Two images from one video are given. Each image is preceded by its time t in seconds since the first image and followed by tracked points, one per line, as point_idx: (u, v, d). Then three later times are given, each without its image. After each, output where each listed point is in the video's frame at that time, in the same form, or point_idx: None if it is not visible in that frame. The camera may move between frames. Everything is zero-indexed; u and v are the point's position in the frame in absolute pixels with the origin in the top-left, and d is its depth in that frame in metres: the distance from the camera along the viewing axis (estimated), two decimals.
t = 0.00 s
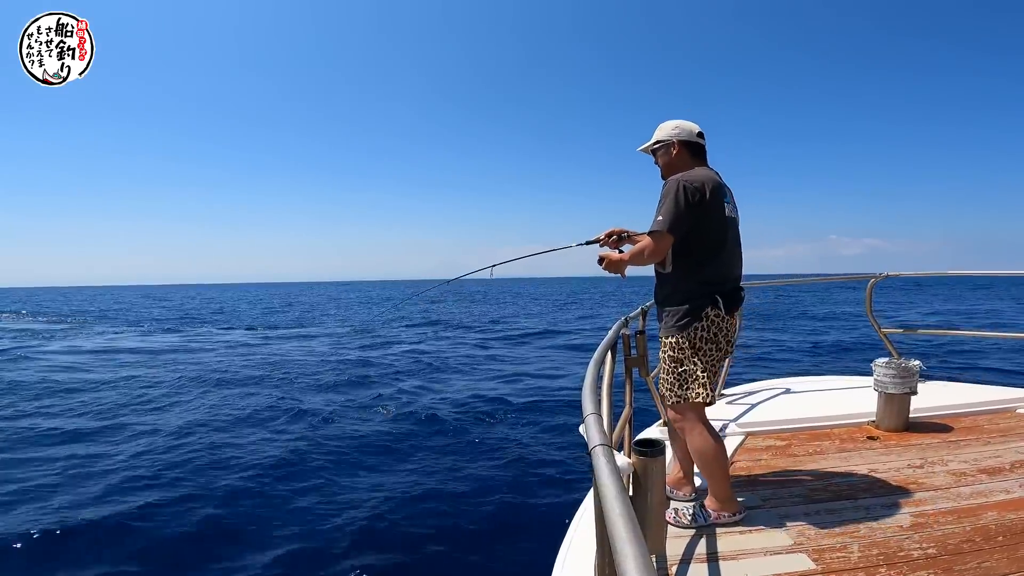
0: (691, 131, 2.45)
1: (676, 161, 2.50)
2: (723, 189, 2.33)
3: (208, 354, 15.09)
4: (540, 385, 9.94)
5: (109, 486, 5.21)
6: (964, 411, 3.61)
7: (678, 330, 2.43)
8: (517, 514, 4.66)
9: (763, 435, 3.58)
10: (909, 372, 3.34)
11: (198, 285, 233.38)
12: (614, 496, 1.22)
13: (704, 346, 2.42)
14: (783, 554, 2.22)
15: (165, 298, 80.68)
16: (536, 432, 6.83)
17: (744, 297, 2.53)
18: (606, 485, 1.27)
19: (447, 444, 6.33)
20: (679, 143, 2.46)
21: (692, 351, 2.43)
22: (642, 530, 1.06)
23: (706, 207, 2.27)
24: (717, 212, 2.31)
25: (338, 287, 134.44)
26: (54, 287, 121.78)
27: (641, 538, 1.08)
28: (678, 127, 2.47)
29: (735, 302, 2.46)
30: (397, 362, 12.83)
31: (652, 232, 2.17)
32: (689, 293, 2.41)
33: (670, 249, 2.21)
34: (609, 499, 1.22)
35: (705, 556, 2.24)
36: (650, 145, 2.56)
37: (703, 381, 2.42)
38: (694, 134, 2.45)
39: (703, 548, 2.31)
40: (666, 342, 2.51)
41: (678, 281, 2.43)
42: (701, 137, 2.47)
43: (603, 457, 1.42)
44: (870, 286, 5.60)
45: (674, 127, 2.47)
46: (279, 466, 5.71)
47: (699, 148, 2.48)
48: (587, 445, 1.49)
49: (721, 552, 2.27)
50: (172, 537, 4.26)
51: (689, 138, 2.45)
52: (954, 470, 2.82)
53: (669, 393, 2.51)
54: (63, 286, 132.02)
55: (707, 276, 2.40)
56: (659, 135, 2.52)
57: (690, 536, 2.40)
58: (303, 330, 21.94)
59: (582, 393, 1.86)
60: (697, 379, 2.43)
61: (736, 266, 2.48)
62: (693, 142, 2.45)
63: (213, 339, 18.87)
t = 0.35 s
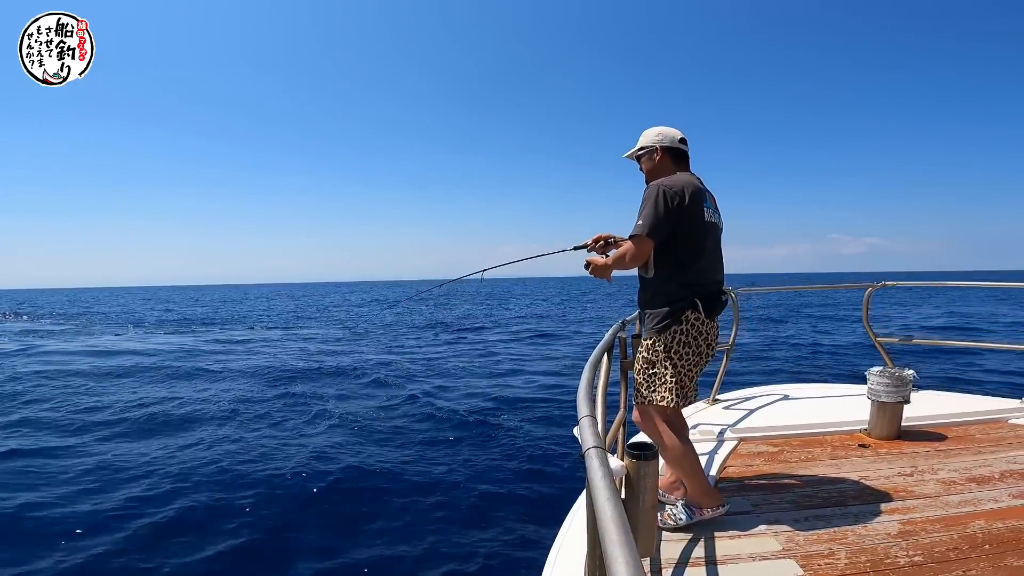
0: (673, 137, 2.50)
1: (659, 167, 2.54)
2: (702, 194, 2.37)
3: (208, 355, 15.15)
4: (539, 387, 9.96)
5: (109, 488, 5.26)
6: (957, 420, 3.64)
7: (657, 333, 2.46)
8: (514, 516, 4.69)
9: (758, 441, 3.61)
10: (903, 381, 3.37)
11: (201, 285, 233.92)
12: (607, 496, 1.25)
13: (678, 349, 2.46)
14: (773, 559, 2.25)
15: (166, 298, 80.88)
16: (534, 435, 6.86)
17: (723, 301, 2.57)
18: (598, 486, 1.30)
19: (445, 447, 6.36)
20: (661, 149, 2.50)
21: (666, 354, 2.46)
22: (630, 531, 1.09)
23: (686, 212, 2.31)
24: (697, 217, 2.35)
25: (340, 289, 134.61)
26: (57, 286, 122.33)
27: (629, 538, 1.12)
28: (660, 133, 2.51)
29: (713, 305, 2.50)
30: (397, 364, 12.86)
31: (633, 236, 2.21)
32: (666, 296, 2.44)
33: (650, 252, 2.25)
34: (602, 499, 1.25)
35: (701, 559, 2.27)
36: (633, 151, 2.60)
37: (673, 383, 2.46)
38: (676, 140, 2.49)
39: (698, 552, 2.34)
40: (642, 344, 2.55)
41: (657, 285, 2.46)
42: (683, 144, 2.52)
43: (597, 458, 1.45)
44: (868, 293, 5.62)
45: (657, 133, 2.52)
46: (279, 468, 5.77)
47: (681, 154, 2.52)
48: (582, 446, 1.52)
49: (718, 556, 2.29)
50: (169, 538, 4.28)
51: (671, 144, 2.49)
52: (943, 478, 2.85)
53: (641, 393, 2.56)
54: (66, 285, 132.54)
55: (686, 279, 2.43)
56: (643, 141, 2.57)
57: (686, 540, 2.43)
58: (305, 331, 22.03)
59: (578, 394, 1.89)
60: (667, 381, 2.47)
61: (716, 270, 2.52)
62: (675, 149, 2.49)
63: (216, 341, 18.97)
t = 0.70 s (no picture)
0: (650, 139, 2.53)
1: (637, 169, 2.58)
2: (680, 196, 2.41)
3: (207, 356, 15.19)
4: (537, 388, 10.00)
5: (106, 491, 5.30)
6: (947, 427, 3.68)
7: (637, 336, 2.52)
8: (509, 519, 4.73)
9: (749, 444, 3.64)
10: (894, 388, 3.40)
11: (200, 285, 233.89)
12: (597, 494, 1.28)
13: (659, 353, 2.51)
14: (762, 562, 2.28)
15: (166, 297, 80.90)
16: (530, 437, 6.90)
17: (703, 302, 2.60)
18: (588, 484, 1.33)
19: (442, 449, 6.39)
20: (639, 151, 2.54)
21: (647, 359, 2.52)
22: (618, 532, 1.14)
23: (662, 215, 2.35)
24: (673, 219, 2.38)
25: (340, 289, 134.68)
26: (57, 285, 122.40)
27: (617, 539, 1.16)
28: (637, 134, 2.55)
29: (693, 307, 2.53)
30: (396, 364, 12.90)
31: (609, 241, 2.27)
32: (646, 301, 2.49)
33: (627, 256, 2.30)
34: (592, 497, 1.28)
35: (695, 562, 2.30)
36: (612, 154, 2.64)
37: (654, 388, 2.52)
38: (654, 142, 2.53)
39: (693, 554, 2.36)
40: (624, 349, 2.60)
41: (637, 289, 2.51)
42: (661, 145, 2.55)
43: (588, 457, 1.49)
44: (863, 298, 5.65)
45: (635, 135, 2.55)
46: (276, 470, 5.81)
47: (659, 155, 2.56)
48: (574, 446, 1.55)
49: (712, 558, 2.33)
50: (166, 542, 4.31)
51: (649, 146, 2.53)
52: (930, 485, 2.89)
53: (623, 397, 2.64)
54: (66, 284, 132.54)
55: (665, 282, 2.47)
56: (621, 143, 2.60)
57: (680, 542, 2.46)
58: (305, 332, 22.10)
59: (571, 394, 1.93)
60: (648, 385, 2.54)
61: (695, 272, 2.56)
62: (652, 150, 2.53)
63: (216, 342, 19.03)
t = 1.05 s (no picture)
0: (621, 134, 2.55)
1: (608, 165, 2.62)
2: (650, 194, 2.44)
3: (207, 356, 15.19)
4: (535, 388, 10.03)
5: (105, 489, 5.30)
6: (940, 427, 3.71)
7: (613, 335, 2.55)
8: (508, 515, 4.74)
9: (744, 443, 3.67)
10: (887, 388, 3.42)
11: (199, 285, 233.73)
12: (592, 491, 1.30)
13: (634, 351, 2.54)
14: (755, 561, 2.31)
15: (166, 298, 80.78)
16: (528, 437, 6.92)
17: (679, 299, 2.62)
18: (582, 482, 1.35)
19: (440, 449, 6.41)
20: (609, 147, 2.57)
21: (623, 358, 2.56)
22: (612, 530, 1.16)
23: (632, 213, 2.38)
24: (643, 219, 2.41)
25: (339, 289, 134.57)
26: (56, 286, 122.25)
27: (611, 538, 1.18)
28: (609, 129, 2.56)
29: (669, 305, 2.55)
30: (395, 364, 12.94)
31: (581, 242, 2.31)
32: (620, 300, 2.52)
33: (599, 257, 2.34)
34: (585, 494, 1.30)
35: (692, 560, 2.32)
36: (582, 149, 2.65)
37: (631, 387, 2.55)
38: (625, 137, 2.55)
39: (689, 552, 2.39)
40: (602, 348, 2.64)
41: (611, 288, 2.54)
42: (632, 140, 2.58)
43: (583, 455, 1.51)
44: (858, 298, 5.68)
45: (605, 130, 2.57)
46: (275, 470, 5.82)
47: (630, 150, 2.58)
48: (569, 443, 1.58)
49: (708, 556, 2.35)
50: (164, 540, 4.31)
51: (620, 141, 2.55)
52: (921, 484, 2.92)
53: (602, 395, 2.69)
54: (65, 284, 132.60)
55: (639, 280, 2.49)
56: (592, 138, 2.62)
57: (676, 540, 2.48)
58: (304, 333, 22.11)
59: (567, 391, 1.95)
60: (625, 384, 2.58)
61: (669, 269, 2.58)
62: (623, 146, 2.56)
63: (215, 343, 19.03)
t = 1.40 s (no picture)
0: (600, 132, 2.55)
1: (589, 163, 2.60)
2: (633, 188, 2.43)
3: (207, 356, 15.14)
4: (535, 386, 10.02)
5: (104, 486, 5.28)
6: (940, 420, 3.72)
7: (608, 331, 2.54)
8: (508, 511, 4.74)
9: (744, 437, 3.67)
10: (887, 380, 3.42)
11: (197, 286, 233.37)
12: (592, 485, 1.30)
13: (629, 345, 2.54)
14: (756, 555, 2.31)
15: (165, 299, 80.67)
16: (528, 434, 6.92)
17: (671, 290, 2.62)
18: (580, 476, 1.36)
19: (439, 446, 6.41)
20: (588, 145, 2.56)
21: (618, 353, 2.55)
22: (614, 525, 1.16)
23: (617, 209, 2.37)
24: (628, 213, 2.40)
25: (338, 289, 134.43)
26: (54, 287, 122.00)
27: (613, 531, 1.18)
28: (590, 126, 2.55)
29: (661, 297, 2.55)
30: (394, 363, 12.92)
31: (567, 240, 2.30)
32: (611, 296, 2.51)
33: (587, 253, 2.34)
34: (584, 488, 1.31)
35: (694, 553, 2.33)
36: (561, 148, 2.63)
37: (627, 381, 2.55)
38: (603, 135, 2.55)
39: (690, 546, 2.39)
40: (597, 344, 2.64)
41: (602, 284, 2.54)
42: (611, 137, 2.58)
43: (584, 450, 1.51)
44: (857, 293, 5.68)
45: (584, 129, 2.56)
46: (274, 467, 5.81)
47: (610, 147, 2.58)
48: (570, 438, 1.58)
49: (708, 550, 2.35)
50: (163, 537, 4.28)
51: (599, 139, 2.55)
52: (922, 478, 2.92)
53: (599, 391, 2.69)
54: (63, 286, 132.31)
55: (629, 274, 2.49)
56: (571, 138, 2.61)
57: (677, 534, 2.48)
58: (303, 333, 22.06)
59: (568, 387, 1.94)
60: (621, 379, 2.58)
61: (658, 262, 2.57)
62: (603, 143, 2.55)
63: (214, 342, 18.99)
